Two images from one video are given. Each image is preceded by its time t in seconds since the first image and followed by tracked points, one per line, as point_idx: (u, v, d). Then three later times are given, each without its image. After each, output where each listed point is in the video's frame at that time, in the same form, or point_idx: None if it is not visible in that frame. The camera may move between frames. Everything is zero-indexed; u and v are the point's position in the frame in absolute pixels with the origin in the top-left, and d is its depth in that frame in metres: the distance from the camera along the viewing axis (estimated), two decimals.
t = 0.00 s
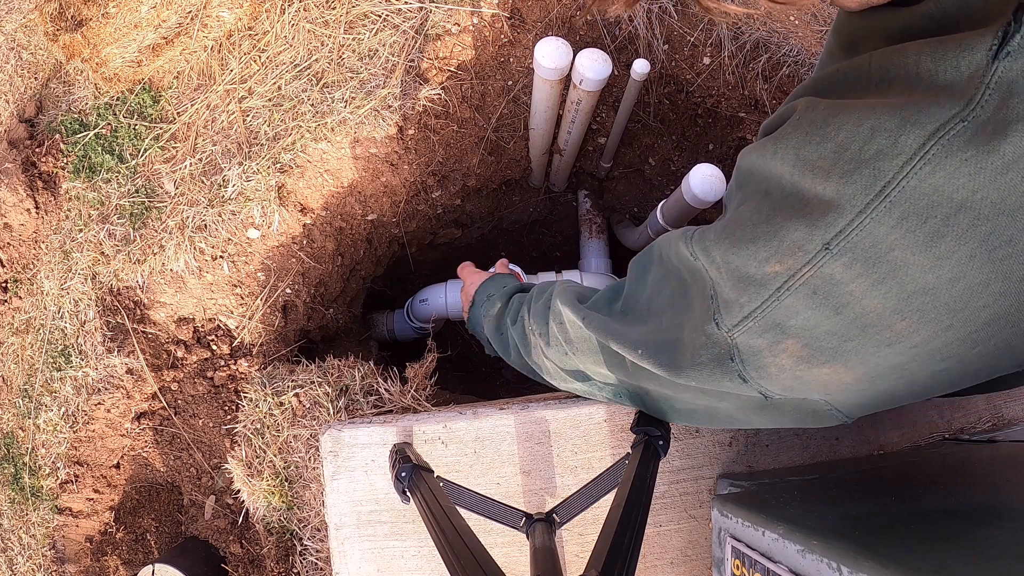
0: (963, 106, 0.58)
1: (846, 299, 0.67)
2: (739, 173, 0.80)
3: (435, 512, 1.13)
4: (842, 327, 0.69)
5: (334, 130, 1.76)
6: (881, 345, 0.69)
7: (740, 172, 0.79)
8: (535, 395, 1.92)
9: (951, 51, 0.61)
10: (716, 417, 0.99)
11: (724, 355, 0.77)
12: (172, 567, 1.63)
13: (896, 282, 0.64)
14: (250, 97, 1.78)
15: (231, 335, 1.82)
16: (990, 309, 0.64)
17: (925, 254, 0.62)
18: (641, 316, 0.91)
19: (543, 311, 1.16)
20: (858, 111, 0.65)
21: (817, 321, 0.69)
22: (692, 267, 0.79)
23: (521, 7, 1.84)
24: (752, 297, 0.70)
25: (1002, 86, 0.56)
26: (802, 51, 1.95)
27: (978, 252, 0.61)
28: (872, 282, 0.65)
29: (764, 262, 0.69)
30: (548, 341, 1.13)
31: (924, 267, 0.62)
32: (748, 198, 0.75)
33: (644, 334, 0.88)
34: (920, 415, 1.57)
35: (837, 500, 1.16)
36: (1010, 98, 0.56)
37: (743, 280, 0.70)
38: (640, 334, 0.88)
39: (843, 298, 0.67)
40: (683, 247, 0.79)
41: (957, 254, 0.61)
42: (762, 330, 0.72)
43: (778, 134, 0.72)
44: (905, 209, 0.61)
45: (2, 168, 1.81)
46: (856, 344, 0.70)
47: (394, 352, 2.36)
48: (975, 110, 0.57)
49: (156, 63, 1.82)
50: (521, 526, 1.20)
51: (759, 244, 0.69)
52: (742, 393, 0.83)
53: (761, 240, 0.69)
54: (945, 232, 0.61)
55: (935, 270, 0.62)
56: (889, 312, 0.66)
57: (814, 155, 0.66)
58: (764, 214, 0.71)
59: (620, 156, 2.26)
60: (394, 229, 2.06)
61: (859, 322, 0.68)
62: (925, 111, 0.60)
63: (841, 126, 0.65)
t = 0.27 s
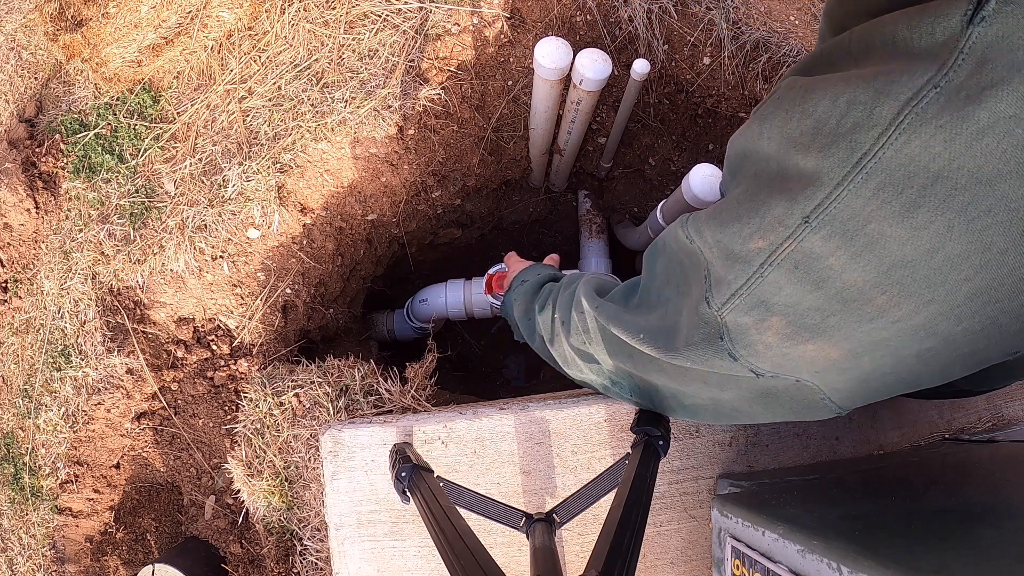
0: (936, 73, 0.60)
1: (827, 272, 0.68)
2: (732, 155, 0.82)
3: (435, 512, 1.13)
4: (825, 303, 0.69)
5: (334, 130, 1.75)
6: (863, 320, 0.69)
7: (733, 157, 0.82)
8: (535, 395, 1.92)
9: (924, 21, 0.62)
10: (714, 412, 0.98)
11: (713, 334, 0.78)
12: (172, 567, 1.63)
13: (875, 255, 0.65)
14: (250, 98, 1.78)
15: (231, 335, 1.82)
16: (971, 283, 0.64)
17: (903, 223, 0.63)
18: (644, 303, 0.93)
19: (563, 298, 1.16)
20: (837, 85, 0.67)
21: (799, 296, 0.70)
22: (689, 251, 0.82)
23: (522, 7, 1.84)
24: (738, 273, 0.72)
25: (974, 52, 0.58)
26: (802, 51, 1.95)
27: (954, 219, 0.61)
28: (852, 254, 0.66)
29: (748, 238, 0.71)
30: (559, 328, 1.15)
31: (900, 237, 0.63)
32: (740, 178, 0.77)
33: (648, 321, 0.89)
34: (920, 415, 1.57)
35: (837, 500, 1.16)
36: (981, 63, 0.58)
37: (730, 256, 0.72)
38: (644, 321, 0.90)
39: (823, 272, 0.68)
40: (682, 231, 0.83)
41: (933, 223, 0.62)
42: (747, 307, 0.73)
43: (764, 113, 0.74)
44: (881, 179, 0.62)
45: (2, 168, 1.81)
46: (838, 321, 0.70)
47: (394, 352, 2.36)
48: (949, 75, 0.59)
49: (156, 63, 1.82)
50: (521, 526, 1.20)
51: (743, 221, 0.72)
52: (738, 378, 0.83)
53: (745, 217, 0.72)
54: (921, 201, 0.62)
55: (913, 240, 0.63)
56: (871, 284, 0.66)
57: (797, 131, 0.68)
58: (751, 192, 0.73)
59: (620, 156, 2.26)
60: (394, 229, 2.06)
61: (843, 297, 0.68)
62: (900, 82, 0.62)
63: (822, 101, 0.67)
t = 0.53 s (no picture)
0: (915, 61, 0.62)
1: (814, 252, 0.69)
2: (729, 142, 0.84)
3: (435, 513, 1.13)
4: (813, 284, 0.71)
5: (334, 130, 1.76)
6: (848, 300, 0.70)
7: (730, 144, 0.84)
8: (535, 395, 1.92)
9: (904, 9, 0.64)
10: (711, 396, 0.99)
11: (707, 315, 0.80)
12: (171, 567, 1.63)
13: (859, 236, 0.67)
14: (250, 98, 1.78)
15: (231, 335, 1.82)
16: (951, 263, 0.65)
17: (885, 205, 0.64)
18: (641, 293, 0.95)
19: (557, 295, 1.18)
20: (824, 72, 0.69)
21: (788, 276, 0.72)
22: (686, 237, 0.84)
23: (522, 7, 1.84)
24: (730, 255, 0.74)
25: (951, 41, 0.60)
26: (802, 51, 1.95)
27: (934, 201, 0.63)
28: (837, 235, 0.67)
29: (741, 221, 0.73)
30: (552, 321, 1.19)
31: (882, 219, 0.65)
32: (737, 164, 0.80)
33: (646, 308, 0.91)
34: (920, 415, 1.57)
35: (838, 500, 1.16)
36: (958, 53, 0.60)
37: (724, 239, 0.75)
38: (643, 308, 0.91)
39: (811, 252, 0.70)
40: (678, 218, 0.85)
41: (913, 204, 0.64)
42: (738, 288, 0.75)
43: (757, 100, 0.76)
44: (863, 162, 0.64)
45: (2, 168, 1.80)
46: (825, 300, 0.71)
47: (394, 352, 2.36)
48: (926, 63, 0.61)
49: (156, 63, 1.82)
50: (521, 526, 1.20)
51: (734, 205, 0.74)
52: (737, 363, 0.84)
53: (736, 201, 0.74)
54: (902, 184, 0.64)
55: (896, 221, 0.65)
56: (855, 265, 0.68)
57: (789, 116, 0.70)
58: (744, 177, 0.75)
59: (620, 156, 2.26)
60: (394, 229, 2.06)
61: (829, 277, 0.70)
62: (881, 69, 0.64)
63: (809, 87, 0.69)
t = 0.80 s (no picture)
0: (919, 33, 0.60)
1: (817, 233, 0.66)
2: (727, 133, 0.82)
3: (435, 512, 1.13)
4: (815, 268, 0.67)
5: (334, 130, 1.76)
6: (852, 282, 0.66)
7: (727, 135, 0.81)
8: (535, 395, 1.92)
9: None
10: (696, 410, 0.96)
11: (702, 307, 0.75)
12: (172, 567, 1.63)
13: (865, 214, 0.63)
14: (250, 98, 1.78)
15: (231, 335, 1.82)
16: (957, 240, 0.62)
17: (891, 180, 0.62)
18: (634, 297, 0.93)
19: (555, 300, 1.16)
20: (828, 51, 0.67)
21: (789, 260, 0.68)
22: (680, 230, 0.81)
23: (522, 7, 1.84)
24: (729, 239, 0.70)
25: (957, 13, 0.58)
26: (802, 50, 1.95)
27: (940, 174, 0.60)
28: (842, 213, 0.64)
29: (741, 203, 0.69)
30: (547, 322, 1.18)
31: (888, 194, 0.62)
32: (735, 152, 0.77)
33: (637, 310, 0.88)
34: (920, 415, 1.57)
35: (838, 500, 1.16)
36: (964, 24, 0.58)
37: (722, 223, 0.71)
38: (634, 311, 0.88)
39: (814, 231, 0.66)
40: (672, 212, 0.82)
41: (920, 179, 0.61)
42: (736, 275, 0.71)
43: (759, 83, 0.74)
44: (869, 136, 0.61)
45: (2, 168, 1.80)
46: (828, 284, 0.67)
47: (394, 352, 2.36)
48: (931, 35, 0.59)
49: (156, 63, 1.82)
50: (521, 526, 1.20)
51: (733, 187, 0.70)
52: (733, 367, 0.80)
53: (735, 182, 0.70)
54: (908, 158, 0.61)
55: (901, 197, 0.62)
56: (859, 246, 0.65)
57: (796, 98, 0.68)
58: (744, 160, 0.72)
59: (620, 156, 2.26)
60: (394, 229, 2.06)
61: (833, 260, 0.66)
62: (885, 42, 0.62)
63: (814, 67, 0.67)
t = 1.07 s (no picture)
0: (953, 44, 0.59)
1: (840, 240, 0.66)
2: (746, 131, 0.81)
3: (435, 513, 1.13)
4: (836, 275, 0.68)
5: (334, 130, 1.76)
6: (873, 289, 0.67)
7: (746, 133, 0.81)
8: (535, 395, 1.92)
9: None
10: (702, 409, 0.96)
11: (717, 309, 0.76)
12: (172, 567, 1.63)
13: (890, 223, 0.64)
14: (250, 98, 1.78)
15: (231, 335, 1.82)
16: (982, 251, 0.63)
17: (918, 191, 0.62)
18: (639, 291, 0.93)
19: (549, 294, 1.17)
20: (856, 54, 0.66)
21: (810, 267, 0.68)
22: (692, 229, 0.81)
23: (522, 7, 1.84)
24: (749, 243, 0.70)
25: (991, 27, 0.57)
26: (802, 51, 1.95)
27: (969, 187, 0.60)
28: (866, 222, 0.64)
29: (762, 208, 0.69)
30: (537, 316, 1.18)
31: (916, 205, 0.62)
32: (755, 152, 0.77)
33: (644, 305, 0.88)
34: (920, 415, 1.57)
35: (838, 500, 1.16)
36: (998, 38, 0.57)
37: (741, 227, 0.71)
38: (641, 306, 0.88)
39: (837, 239, 0.66)
40: (685, 210, 0.82)
41: (948, 190, 0.61)
42: (755, 280, 0.71)
43: (783, 83, 0.74)
44: (898, 146, 0.61)
45: (2, 168, 1.80)
46: (849, 291, 0.68)
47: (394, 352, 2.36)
48: (965, 47, 0.59)
49: (156, 63, 1.82)
50: (521, 526, 1.20)
51: (754, 190, 0.70)
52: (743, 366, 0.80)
53: (756, 186, 0.70)
54: (937, 169, 0.61)
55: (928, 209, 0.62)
56: (882, 255, 0.65)
57: (821, 101, 0.68)
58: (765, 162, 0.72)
59: (620, 156, 2.26)
60: (394, 229, 2.06)
61: (854, 268, 0.67)
62: (918, 51, 0.61)
63: (842, 72, 0.66)
